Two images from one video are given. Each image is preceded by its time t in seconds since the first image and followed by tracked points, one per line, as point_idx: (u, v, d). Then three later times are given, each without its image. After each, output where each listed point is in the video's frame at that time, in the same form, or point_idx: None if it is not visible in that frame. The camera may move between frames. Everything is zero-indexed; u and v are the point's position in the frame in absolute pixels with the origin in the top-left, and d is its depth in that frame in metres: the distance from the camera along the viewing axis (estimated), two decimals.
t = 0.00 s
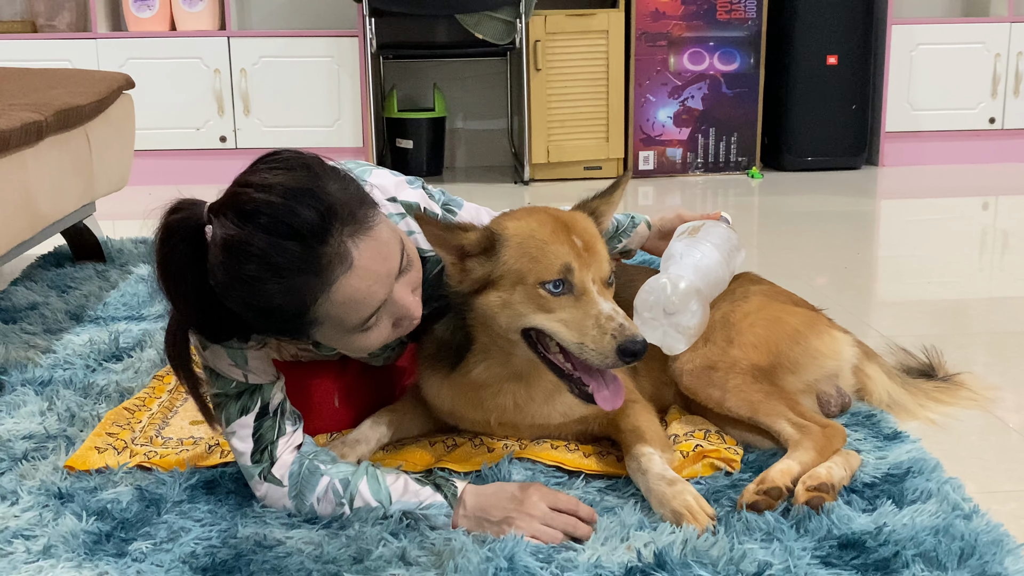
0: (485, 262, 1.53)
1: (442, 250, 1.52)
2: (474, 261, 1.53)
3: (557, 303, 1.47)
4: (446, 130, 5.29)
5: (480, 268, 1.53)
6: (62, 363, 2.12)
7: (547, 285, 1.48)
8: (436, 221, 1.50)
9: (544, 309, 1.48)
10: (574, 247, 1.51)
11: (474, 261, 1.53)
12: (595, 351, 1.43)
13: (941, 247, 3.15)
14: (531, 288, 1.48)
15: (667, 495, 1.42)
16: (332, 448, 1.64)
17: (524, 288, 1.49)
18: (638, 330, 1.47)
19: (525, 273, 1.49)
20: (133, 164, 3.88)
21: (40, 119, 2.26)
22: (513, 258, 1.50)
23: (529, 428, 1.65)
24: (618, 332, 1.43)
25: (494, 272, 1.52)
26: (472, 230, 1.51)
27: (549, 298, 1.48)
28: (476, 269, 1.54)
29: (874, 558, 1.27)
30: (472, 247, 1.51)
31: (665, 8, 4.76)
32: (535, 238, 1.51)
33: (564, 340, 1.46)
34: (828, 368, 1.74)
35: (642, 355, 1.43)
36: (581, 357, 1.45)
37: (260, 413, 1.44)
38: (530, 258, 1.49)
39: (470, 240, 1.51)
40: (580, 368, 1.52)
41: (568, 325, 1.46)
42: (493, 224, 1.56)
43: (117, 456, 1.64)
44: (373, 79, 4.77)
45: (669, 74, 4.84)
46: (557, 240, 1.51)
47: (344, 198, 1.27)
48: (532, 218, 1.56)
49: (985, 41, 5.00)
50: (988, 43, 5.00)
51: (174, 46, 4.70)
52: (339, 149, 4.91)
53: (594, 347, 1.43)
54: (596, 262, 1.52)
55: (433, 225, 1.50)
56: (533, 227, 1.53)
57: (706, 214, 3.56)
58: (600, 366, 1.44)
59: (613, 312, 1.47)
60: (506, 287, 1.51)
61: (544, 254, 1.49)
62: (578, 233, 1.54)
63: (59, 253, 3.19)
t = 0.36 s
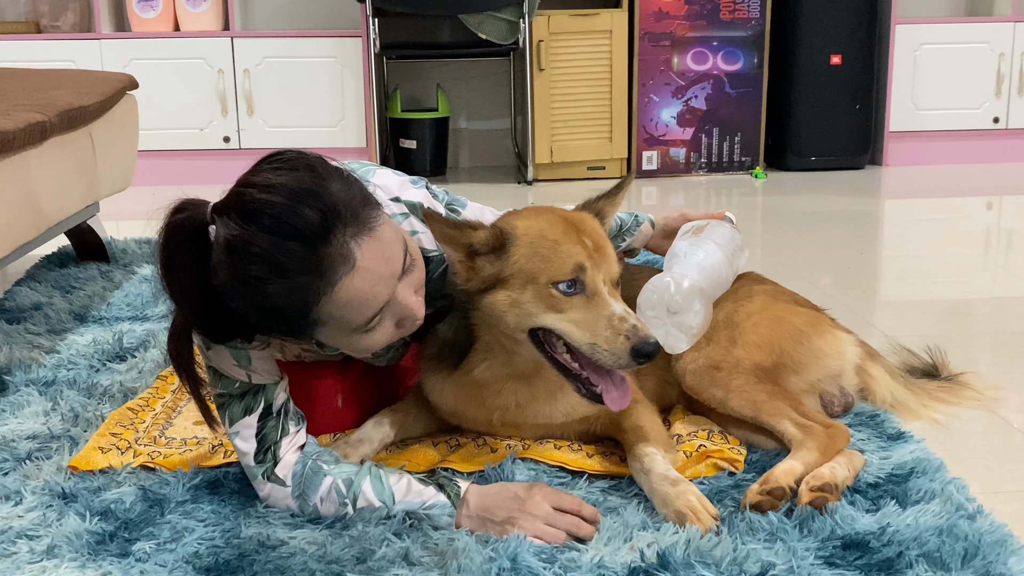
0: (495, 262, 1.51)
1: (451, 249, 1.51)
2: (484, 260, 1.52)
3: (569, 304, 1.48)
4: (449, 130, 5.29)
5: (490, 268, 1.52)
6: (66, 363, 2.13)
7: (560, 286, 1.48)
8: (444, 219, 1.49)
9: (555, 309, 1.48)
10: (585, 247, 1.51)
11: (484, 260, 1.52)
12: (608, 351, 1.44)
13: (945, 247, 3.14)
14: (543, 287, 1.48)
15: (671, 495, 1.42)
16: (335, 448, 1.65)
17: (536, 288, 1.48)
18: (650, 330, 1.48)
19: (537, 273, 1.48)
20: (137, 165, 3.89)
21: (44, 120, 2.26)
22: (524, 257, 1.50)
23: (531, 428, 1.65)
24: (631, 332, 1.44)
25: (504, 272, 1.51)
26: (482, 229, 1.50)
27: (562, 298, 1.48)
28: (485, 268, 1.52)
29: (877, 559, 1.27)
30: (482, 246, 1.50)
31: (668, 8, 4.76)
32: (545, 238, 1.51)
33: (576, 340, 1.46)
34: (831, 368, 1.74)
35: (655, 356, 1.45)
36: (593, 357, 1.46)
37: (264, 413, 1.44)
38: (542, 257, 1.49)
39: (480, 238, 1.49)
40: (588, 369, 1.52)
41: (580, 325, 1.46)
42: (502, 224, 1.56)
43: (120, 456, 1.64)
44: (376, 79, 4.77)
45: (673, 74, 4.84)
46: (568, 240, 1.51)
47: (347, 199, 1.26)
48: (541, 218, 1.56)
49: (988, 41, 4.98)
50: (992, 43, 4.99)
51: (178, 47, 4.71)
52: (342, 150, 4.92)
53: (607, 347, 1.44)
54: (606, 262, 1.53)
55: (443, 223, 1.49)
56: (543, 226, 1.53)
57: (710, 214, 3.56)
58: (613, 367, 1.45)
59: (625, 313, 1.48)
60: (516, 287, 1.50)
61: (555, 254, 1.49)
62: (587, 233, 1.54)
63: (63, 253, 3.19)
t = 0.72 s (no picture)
0: (516, 254, 1.52)
1: (469, 242, 1.53)
2: (503, 254, 1.53)
3: (595, 295, 1.47)
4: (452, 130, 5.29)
5: (511, 260, 1.52)
6: (69, 363, 2.13)
7: (585, 277, 1.47)
8: (463, 213, 1.52)
9: (581, 301, 1.47)
10: (605, 238, 1.52)
11: (504, 253, 1.53)
12: (639, 340, 1.44)
13: (949, 247, 3.14)
14: (570, 279, 1.47)
15: (674, 495, 1.42)
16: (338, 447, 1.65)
17: (561, 279, 1.47)
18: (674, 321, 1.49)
19: (562, 264, 1.48)
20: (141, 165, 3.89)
21: (48, 120, 2.27)
22: (546, 250, 1.49)
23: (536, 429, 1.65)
24: (661, 321, 1.45)
25: (526, 264, 1.50)
26: (501, 222, 1.52)
27: (588, 290, 1.47)
28: (507, 261, 1.53)
29: (880, 559, 1.26)
30: (500, 239, 1.51)
31: (671, 8, 4.75)
32: (569, 230, 1.51)
33: (601, 331, 1.46)
34: (834, 368, 1.74)
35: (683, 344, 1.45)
36: (623, 348, 1.45)
37: (274, 412, 1.44)
38: (564, 249, 1.49)
39: (499, 232, 1.51)
40: (610, 360, 1.50)
41: (607, 316, 1.46)
42: (521, 216, 1.56)
43: (124, 456, 1.65)
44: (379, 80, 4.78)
45: (676, 74, 4.84)
46: (590, 233, 1.51)
47: (354, 193, 1.27)
48: (560, 211, 1.57)
49: (991, 41, 4.98)
50: (995, 43, 4.98)
51: (181, 47, 4.72)
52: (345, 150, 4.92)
53: (639, 336, 1.44)
54: (626, 255, 1.54)
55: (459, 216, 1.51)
56: (566, 220, 1.53)
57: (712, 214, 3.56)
58: (643, 356, 1.44)
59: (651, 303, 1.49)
60: (540, 280, 1.49)
61: (579, 246, 1.49)
62: (605, 228, 1.55)
63: (67, 253, 3.20)
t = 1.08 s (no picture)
0: (520, 251, 1.50)
1: (473, 240, 1.51)
2: (507, 251, 1.51)
3: (598, 292, 1.47)
4: (454, 131, 5.30)
5: (515, 257, 1.51)
6: (72, 363, 2.13)
7: (590, 274, 1.47)
8: (466, 210, 1.50)
9: (585, 298, 1.47)
10: (610, 236, 1.52)
11: (507, 250, 1.51)
12: (643, 337, 1.44)
13: (952, 247, 3.14)
14: (574, 276, 1.47)
15: (676, 495, 1.42)
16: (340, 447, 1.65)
17: (565, 277, 1.47)
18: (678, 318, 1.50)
19: (567, 262, 1.48)
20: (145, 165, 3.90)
21: (51, 120, 2.27)
22: (551, 246, 1.49)
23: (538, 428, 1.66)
24: (665, 318, 1.46)
25: (530, 261, 1.49)
26: (505, 219, 1.51)
27: (592, 286, 1.47)
28: (511, 258, 1.51)
29: (883, 559, 1.26)
30: (505, 236, 1.50)
31: (674, 8, 4.75)
32: (572, 228, 1.51)
33: (605, 327, 1.46)
34: (836, 368, 1.74)
35: (687, 340, 1.46)
36: (627, 344, 1.45)
37: (281, 411, 1.43)
38: (570, 247, 1.49)
39: (503, 228, 1.50)
40: (614, 357, 1.50)
41: (610, 313, 1.46)
42: (524, 213, 1.55)
43: (126, 456, 1.65)
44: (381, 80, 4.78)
45: (678, 74, 4.84)
46: (595, 231, 1.51)
47: (369, 188, 1.27)
48: (562, 209, 1.57)
49: (994, 40, 4.97)
50: (998, 43, 4.97)
51: (183, 47, 4.72)
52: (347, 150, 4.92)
53: (643, 333, 1.44)
54: (629, 253, 1.54)
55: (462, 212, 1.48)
56: (569, 217, 1.53)
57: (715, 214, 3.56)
58: (647, 352, 1.45)
59: (655, 301, 1.49)
60: (544, 277, 1.48)
61: (584, 243, 1.49)
62: (610, 226, 1.56)
63: (69, 253, 3.20)
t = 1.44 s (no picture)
0: (526, 246, 1.51)
1: (480, 234, 1.53)
2: (513, 245, 1.52)
3: (603, 289, 1.47)
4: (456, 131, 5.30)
5: (521, 251, 1.51)
6: (74, 363, 2.13)
7: (595, 270, 1.48)
8: (473, 205, 1.51)
9: (590, 294, 1.47)
10: (615, 234, 1.52)
11: (514, 245, 1.52)
12: (648, 333, 1.44)
13: (955, 247, 3.14)
14: (579, 272, 1.47)
15: (679, 496, 1.42)
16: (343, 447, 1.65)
17: (572, 272, 1.47)
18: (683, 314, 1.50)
19: (573, 257, 1.48)
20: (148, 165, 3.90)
21: (53, 120, 2.27)
22: (556, 243, 1.49)
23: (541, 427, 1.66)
24: (670, 314, 1.46)
25: (536, 256, 1.50)
26: (511, 213, 1.51)
27: (598, 283, 1.47)
28: (518, 252, 1.52)
29: (886, 560, 1.26)
30: (511, 231, 1.51)
31: (675, 8, 4.75)
32: (578, 224, 1.51)
33: (610, 325, 1.46)
34: (839, 368, 1.74)
35: (692, 337, 1.46)
36: (631, 340, 1.45)
37: (286, 411, 1.42)
38: (576, 242, 1.49)
39: (510, 223, 1.50)
40: (619, 353, 1.51)
41: (615, 309, 1.46)
42: (531, 209, 1.55)
43: (129, 456, 1.65)
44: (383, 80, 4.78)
45: (680, 74, 4.83)
46: (601, 228, 1.51)
47: (376, 192, 1.27)
48: (569, 205, 1.57)
49: (996, 41, 4.96)
50: (1000, 43, 4.97)
51: (185, 47, 4.72)
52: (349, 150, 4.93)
53: (647, 329, 1.44)
54: (635, 250, 1.54)
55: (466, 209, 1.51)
56: (575, 214, 1.53)
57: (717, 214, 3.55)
58: (652, 348, 1.45)
59: (660, 297, 1.49)
60: (549, 273, 1.48)
61: (590, 240, 1.49)
62: (615, 223, 1.55)
63: (71, 253, 3.20)
